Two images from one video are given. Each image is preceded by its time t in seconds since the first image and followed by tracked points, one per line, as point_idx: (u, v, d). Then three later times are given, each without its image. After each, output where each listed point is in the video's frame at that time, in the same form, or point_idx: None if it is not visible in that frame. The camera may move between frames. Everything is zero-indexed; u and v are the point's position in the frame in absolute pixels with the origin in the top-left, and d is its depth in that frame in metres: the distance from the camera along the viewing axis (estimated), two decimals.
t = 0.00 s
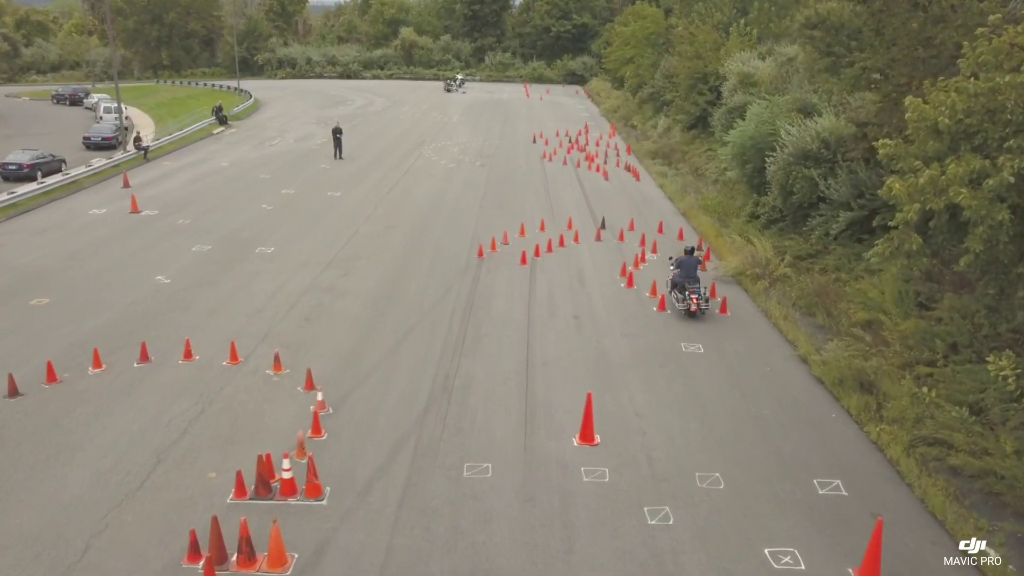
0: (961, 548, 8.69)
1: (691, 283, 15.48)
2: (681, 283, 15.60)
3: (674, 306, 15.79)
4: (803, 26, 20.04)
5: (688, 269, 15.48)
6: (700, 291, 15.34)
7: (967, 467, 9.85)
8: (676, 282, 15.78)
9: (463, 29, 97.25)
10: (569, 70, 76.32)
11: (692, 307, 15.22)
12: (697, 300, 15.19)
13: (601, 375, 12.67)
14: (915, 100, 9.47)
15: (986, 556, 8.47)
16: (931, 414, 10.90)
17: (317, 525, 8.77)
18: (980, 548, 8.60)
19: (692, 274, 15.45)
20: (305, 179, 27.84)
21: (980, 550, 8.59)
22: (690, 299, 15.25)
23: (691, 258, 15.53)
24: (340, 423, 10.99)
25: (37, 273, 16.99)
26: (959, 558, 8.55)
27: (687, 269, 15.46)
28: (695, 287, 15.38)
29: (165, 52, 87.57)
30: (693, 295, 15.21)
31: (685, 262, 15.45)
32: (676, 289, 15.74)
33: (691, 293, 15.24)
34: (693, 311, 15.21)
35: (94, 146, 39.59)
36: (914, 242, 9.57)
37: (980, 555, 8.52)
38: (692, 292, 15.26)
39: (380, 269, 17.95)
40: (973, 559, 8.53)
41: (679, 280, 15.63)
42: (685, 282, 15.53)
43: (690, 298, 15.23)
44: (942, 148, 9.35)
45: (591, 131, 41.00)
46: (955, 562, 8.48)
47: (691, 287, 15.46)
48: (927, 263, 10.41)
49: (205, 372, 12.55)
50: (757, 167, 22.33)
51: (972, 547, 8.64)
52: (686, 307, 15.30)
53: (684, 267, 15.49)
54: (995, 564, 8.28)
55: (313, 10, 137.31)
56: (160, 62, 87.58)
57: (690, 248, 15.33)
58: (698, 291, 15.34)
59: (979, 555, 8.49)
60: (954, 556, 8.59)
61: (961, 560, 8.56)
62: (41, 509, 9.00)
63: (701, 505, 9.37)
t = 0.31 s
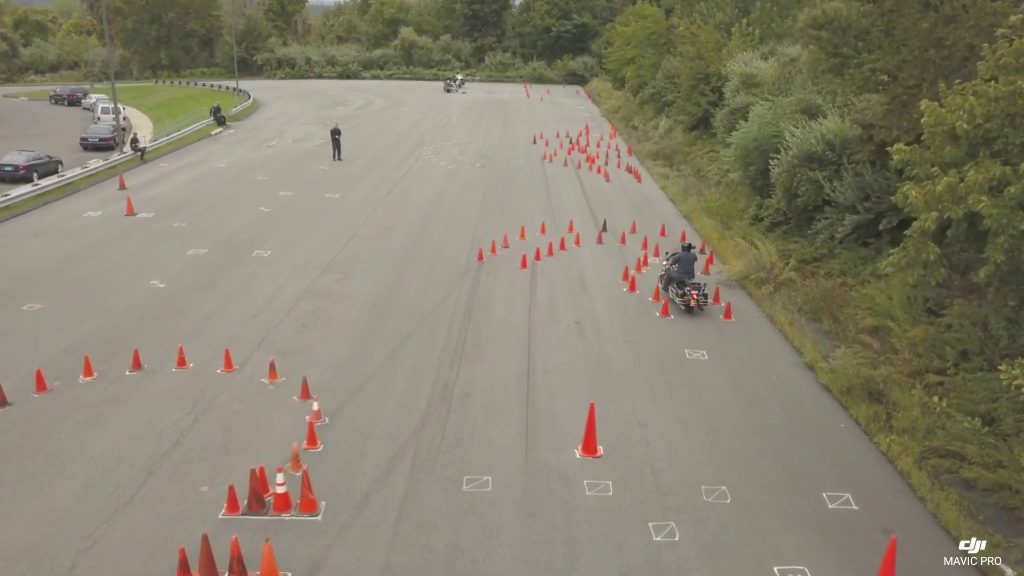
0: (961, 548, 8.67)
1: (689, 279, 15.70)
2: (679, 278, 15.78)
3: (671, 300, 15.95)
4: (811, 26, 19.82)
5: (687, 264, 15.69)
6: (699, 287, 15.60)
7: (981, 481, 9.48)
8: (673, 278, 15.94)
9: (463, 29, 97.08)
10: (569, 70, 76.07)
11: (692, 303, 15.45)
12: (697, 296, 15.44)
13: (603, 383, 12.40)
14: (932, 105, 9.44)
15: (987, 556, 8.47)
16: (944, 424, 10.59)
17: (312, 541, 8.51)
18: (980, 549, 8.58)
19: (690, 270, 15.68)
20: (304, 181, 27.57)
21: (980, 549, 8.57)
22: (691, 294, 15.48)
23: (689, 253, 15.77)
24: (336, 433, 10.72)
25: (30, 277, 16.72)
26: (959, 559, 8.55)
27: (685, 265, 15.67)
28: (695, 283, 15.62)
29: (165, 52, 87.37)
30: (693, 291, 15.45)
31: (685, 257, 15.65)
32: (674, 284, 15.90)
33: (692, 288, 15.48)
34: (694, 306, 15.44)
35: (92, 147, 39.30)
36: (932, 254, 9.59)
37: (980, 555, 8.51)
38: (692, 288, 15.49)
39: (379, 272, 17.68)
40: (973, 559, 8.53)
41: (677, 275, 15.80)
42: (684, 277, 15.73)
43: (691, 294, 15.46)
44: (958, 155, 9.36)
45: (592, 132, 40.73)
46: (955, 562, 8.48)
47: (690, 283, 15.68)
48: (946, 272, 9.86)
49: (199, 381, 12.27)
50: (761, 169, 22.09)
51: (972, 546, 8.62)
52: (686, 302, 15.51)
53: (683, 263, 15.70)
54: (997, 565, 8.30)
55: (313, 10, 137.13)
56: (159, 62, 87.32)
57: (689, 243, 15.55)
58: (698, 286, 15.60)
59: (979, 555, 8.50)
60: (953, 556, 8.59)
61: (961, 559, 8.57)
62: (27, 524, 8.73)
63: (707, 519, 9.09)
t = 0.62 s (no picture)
0: (962, 548, 8.66)
1: (684, 274, 15.94)
2: (675, 274, 15.98)
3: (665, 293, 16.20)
4: (819, 26, 19.53)
5: (683, 260, 15.89)
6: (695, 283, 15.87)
7: (998, 496, 9.11)
8: (669, 272, 16.15)
9: (463, 29, 96.86)
10: (570, 70, 75.81)
11: (687, 298, 15.76)
12: (692, 292, 15.74)
13: (606, 392, 12.09)
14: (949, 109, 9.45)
15: (987, 556, 8.46)
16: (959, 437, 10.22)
17: (306, 560, 8.21)
18: (980, 548, 8.57)
19: (686, 266, 15.90)
20: (302, 183, 27.27)
21: (980, 550, 8.57)
22: (687, 290, 15.76)
23: (685, 250, 15.98)
24: (331, 446, 10.40)
25: (22, 282, 16.43)
26: (960, 559, 8.54)
27: (681, 260, 15.88)
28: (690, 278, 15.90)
29: (163, 52, 87.13)
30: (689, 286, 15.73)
31: (683, 253, 15.86)
32: (670, 278, 16.11)
33: (688, 284, 15.75)
34: (689, 301, 15.76)
35: (89, 148, 38.99)
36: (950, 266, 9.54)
37: (980, 555, 8.51)
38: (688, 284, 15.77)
39: (377, 277, 17.39)
40: (973, 558, 8.53)
41: (674, 270, 16.00)
42: (681, 272, 15.93)
43: (686, 289, 15.75)
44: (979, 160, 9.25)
45: (593, 132, 40.42)
46: (956, 562, 8.47)
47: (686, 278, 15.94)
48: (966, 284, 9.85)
49: (192, 390, 11.96)
50: (765, 172, 21.79)
51: (972, 546, 8.62)
52: (681, 297, 15.78)
53: (679, 259, 15.90)
54: (997, 565, 8.29)
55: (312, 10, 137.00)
56: (158, 61, 87.11)
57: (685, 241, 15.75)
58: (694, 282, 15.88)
59: (979, 555, 8.50)
60: (954, 556, 8.58)
61: (962, 560, 8.55)
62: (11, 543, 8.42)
63: (715, 536, 8.78)
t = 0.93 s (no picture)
0: (961, 548, 8.67)
1: (681, 269, 16.30)
2: (673, 267, 16.38)
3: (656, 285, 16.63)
4: (828, 26, 19.14)
5: (683, 256, 16.27)
6: (688, 278, 16.18)
7: (1019, 517, 8.71)
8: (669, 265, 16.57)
9: (463, 28, 96.51)
10: (570, 70, 75.47)
11: (676, 290, 16.13)
12: (682, 286, 16.06)
13: (610, 405, 11.72)
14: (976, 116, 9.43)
15: (987, 556, 8.45)
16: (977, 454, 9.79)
17: None
18: (980, 549, 8.55)
19: (684, 261, 16.26)
20: (299, 185, 26.89)
21: (980, 549, 8.56)
22: (677, 283, 16.13)
23: (687, 246, 16.35)
24: (325, 463, 10.03)
25: (11, 288, 16.06)
26: (959, 559, 8.54)
27: (681, 255, 16.27)
28: (685, 274, 16.21)
29: (162, 52, 86.74)
30: (680, 281, 16.06)
31: (682, 249, 16.21)
32: (668, 270, 16.55)
33: (679, 278, 16.10)
34: (677, 294, 16.11)
35: (86, 149, 38.60)
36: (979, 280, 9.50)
37: (980, 555, 8.50)
38: (680, 277, 16.12)
39: (374, 283, 17.02)
40: (973, 559, 8.52)
41: (672, 263, 16.39)
42: (677, 266, 16.29)
43: (677, 282, 16.11)
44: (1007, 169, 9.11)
45: (594, 133, 40.05)
46: (956, 562, 8.46)
47: (682, 273, 16.30)
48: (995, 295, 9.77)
49: (182, 402, 11.59)
50: (770, 174, 21.41)
51: (972, 546, 8.62)
52: (671, 289, 16.18)
53: (678, 254, 16.30)
54: (996, 564, 8.28)
55: (311, 10, 136.61)
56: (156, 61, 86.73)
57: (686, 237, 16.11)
58: (687, 279, 16.17)
59: (979, 555, 8.48)
60: (954, 556, 8.57)
61: (962, 559, 8.55)
62: None
63: (724, 558, 8.42)
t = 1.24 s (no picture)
0: (962, 548, 8.79)
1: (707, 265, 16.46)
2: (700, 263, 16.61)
3: (690, 277, 16.98)
4: (860, 27, 18.69)
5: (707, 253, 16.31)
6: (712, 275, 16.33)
7: None
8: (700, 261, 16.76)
9: (484, 28, 96.34)
10: (592, 71, 75.08)
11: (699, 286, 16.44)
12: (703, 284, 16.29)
13: (637, 418, 11.41)
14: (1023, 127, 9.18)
15: (986, 556, 8.68)
16: None
17: None
18: (980, 550, 8.77)
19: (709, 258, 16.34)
20: (320, 186, 26.78)
21: (979, 549, 8.79)
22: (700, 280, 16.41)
23: (713, 243, 16.33)
24: (345, 474, 9.79)
25: (32, 289, 16.03)
26: (959, 558, 8.63)
27: (706, 252, 16.36)
28: (709, 271, 16.36)
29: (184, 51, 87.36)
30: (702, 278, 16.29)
31: (704, 247, 16.20)
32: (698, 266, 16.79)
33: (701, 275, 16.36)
34: (700, 291, 16.42)
35: (109, 148, 38.79)
36: None
37: (979, 554, 8.71)
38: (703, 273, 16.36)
39: (395, 286, 16.81)
40: (972, 558, 8.68)
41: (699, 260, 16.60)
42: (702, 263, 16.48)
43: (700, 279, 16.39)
44: None
45: (616, 135, 39.65)
46: (959, 562, 8.55)
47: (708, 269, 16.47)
48: None
49: (201, 408, 11.40)
50: (798, 178, 20.99)
51: (971, 547, 8.80)
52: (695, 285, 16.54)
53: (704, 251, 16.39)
54: (999, 565, 8.54)
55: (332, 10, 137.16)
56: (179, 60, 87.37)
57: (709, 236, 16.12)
58: (710, 276, 16.33)
59: (979, 555, 8.68)
60: (953, 556, 8.66)
61: (960, 558, 8.67)
62: None
63: None
